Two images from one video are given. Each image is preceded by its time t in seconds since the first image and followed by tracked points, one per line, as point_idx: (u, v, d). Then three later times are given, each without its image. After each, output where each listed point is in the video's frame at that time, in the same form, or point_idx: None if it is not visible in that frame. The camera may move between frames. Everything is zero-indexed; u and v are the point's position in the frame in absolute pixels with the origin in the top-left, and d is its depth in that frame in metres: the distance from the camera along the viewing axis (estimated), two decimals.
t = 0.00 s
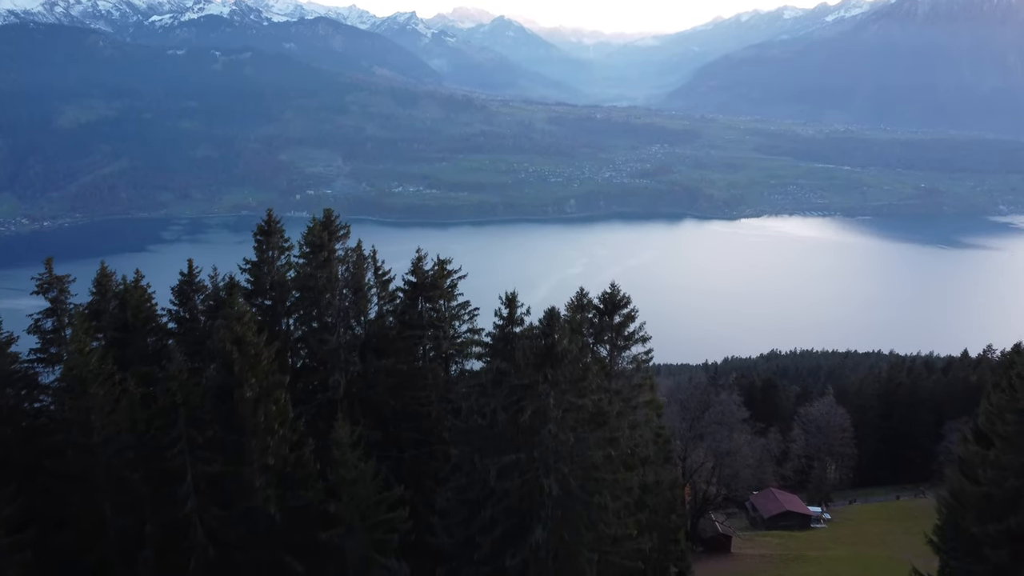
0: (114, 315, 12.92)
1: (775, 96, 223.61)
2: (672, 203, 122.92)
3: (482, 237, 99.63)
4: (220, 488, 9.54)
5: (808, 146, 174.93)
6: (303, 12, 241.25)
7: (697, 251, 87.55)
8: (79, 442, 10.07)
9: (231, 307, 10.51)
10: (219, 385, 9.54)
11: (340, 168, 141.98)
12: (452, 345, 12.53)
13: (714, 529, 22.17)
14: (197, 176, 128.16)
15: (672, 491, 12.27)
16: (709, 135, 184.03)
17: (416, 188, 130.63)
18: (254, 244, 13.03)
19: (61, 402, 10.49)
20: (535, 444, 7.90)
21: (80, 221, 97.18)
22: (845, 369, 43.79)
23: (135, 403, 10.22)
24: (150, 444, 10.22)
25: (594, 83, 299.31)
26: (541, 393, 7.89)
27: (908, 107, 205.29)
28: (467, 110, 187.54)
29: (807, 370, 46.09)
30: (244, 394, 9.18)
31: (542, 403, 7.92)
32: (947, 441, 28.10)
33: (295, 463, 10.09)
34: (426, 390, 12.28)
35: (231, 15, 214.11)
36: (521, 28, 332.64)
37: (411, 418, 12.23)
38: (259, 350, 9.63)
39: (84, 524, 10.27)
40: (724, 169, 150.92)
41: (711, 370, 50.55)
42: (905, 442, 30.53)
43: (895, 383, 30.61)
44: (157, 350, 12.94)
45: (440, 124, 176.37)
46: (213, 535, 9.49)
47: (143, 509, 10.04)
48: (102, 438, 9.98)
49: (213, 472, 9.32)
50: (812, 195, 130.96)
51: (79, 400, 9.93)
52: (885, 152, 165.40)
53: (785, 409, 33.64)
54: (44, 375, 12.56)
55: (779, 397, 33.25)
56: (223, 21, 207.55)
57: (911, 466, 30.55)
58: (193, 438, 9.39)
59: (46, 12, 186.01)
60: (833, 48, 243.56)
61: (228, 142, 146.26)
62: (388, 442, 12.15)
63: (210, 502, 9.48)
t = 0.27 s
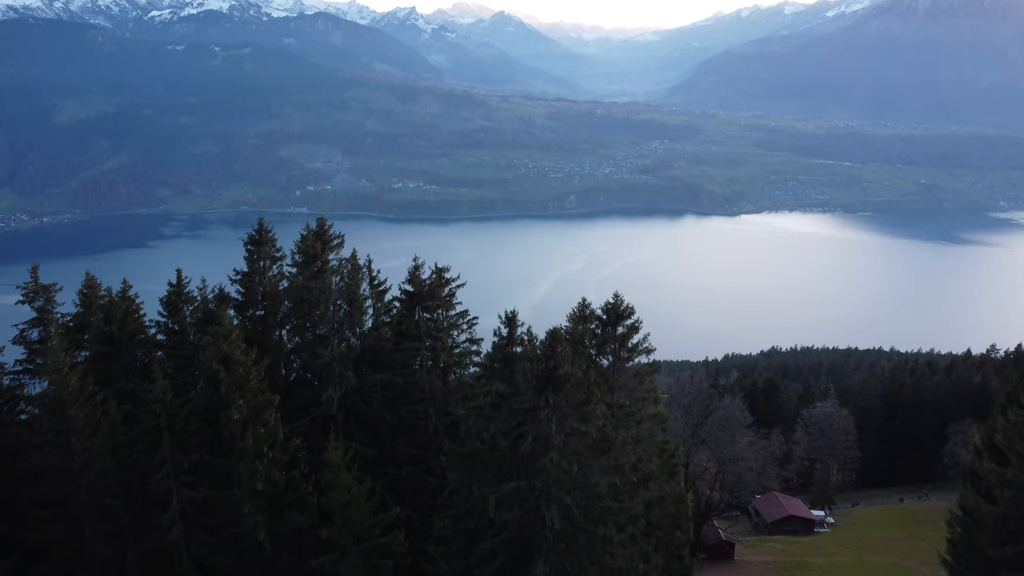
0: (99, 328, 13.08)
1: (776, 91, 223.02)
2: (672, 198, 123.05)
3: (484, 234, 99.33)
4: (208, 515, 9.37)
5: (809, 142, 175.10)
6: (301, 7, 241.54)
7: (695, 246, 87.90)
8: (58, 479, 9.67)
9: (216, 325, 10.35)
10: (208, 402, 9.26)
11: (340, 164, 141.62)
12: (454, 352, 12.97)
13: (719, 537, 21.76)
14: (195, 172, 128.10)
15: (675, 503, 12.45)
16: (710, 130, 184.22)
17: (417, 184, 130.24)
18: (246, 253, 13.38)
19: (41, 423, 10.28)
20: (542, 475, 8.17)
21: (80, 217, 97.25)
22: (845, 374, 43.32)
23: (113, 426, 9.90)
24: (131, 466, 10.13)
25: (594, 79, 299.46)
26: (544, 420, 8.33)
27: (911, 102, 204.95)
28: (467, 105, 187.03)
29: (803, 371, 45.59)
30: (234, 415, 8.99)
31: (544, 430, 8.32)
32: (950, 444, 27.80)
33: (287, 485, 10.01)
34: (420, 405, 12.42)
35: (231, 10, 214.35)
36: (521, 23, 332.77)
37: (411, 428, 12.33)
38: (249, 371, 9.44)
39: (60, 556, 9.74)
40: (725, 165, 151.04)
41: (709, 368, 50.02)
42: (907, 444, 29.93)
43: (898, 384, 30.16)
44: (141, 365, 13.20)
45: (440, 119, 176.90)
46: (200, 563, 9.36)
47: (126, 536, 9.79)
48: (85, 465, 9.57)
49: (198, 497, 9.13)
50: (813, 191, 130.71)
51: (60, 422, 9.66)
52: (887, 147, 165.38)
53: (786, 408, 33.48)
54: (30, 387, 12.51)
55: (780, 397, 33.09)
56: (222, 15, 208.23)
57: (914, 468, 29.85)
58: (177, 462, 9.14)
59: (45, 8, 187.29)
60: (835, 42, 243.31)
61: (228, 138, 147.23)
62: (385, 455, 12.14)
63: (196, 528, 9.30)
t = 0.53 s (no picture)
0: (80, 344, 12.81)
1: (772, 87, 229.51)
2: (672, 193, 129.70)
3: (489, 229, 107.69)
4: (190, 544, 10.18)
5: (806, 137, 181.13)
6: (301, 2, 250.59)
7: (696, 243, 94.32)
8: (35, 511, 10.31)
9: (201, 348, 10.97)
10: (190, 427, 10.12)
11: (339, 159, 152.62)
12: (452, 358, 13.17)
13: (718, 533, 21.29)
14: (225, 184, 135.96)
15: (682, 524, 12.57)
16: (708, 126, 190.50)
17: (417, 179, 139.40)
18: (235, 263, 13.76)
19: (15, 451, 10.57)
20: (543, 514, 9.84)
21: (127, 233, 105.35)
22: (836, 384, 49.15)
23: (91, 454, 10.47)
24: (111, 493, 10.70)
25: (594, 73, 306.40)
26: (545, 452, 9.90)
27: (908, 98, 210.47)
28: (467, 100, 193.83)
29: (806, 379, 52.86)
30: (217, 443, 9.77)
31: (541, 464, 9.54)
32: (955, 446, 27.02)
33: (274, 515, 11.05)
34: (416, 421, 12.81)
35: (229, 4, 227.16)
36: (522, 18, 340.07)
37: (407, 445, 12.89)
38: (236, 395, 10.31)
39: None
40: (723, 160, 157.39)
41: (717, 371, 57.55)
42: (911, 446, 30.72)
43: (903, 385, 30.98)
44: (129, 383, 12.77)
45: (443, 115, 183.65)
46: None
47: (105, 568, 10.46)
48: (61, 497, 10.28)
49: (181, 530, 9.93)
50: (812, 186, 137.55)
51: (32, 452, 10.29)
52: (884, 143, 171.05)
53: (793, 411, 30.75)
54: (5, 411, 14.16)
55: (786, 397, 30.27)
56: (220, 10, 221.87)
57: (919, 468, 30.77)
58: (159, 492, 9.93)
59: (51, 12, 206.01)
60: (832, 39, 249.00)
61: (230, 136, 160.08)
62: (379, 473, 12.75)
63: (179, 557, 10.14)
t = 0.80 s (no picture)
0: (61, 364, 12.59)
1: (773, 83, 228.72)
2: (672, 187, 129.39)
3: (486, 224, 107.62)
4: None
5: (806, 132, 180.55)
6: None
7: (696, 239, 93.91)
8: (6, 549, 9.41)
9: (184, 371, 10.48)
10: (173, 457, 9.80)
11: (339, 154, 152.42)
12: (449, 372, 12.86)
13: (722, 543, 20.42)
14: (225, 179, 135.79)
15: (688, 544, 12.28)
16: (708, 121, 190.00)
17: (416, 174, 139.02)
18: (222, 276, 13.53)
19: None
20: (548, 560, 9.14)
21: (126, 227, 105.18)
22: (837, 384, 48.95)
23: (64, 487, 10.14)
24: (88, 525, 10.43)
25: (595, 68, 305.82)
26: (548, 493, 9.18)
27: (909, 93, 209.74)
28: (467, 95, 193.28)
29: (806, 378, 52.71)
30: (199, 475, 9.34)
31: (547, 503, 9.18)
32: (959, 449, 26.71)
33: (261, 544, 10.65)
34: (413, 440, 12.49)
35: None
36: (522, 12, 339.34)
37: (403, 465, 12.54)
38: (220, 423, 9.90)
39: None
40: (724, 155, 157.00)
41: (716, 369, 57.40)
42: (915, 447, 30.40)
43: (907, 386, 30.64)
44: (113, 401, 12.44)
45: (443, 110, 183.17)
46: None
47: None
48: (34, 535, 9.71)
49: (161, 567, 9.63)
50: (812, 181, 137.26)
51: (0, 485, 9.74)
52: (885, 138, 170.50)
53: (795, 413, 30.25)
54: None
55: (787, 397, 29.79)
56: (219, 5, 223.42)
57: (923, 469, 30.52)
58: (137, 526, 9.61)
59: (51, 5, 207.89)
60: (834, 34, 248.25)
61: (230, 130, 160.28)
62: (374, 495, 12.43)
63: None
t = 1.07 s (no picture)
0: (41, 383, 12.35)
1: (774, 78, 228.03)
2: (672, 183, 129.18)
3: (485, 220, 107.39)
4: None
5: (806, 128, 180.21)
6: None
7: (695, 234, 93.67)
8: None
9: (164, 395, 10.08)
10: (152, 491, 9.32)
11: (339, 149, 152.21)
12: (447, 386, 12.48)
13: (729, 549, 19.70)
14: (224, 174, 135.63)
15: (693, 564, 12.01)
16: (708, 116, 189.67)
17: (415, 170, 138.71)
18: (209, 290, 13.44)
19: None
20: None
21: (126, 223, 105.00)
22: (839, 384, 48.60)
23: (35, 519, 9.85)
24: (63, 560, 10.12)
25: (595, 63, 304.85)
26: (550, 531, 8.91)
27: (910, 89, 209.39)
28: (467, 91, 192.76)
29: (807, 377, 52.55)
30: (181, 509, 8.95)
31: (549, 543, 8.89)
32: (963, 451, 26.41)
33: None
34: (409, 457, 12.12)
35: None
36: (521, 9, 338.93)
37: (398, 484, 12.20)
38: (204, 452, 9.46)
39: None
40: (724, 151, 156.75)
41: (716, 367, 57.15)
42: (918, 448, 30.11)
43: (909, 386, 30.42)
44: (97, 420, 12.19)
45: (442, 106, 182.79)
46: None
47: None
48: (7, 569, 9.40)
49: None
50: (812, 177, 137.12)
51: None
52: (885, 134, 170.28)
53: (797, 414, 29.99)
54: None
55: (790, 398, 29.38)
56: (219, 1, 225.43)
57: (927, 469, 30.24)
58: (115, 560, 9.17)
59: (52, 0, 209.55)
60: (834, 30, 247.84)
61: (230, 126, 160.25)
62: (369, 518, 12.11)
63: None
